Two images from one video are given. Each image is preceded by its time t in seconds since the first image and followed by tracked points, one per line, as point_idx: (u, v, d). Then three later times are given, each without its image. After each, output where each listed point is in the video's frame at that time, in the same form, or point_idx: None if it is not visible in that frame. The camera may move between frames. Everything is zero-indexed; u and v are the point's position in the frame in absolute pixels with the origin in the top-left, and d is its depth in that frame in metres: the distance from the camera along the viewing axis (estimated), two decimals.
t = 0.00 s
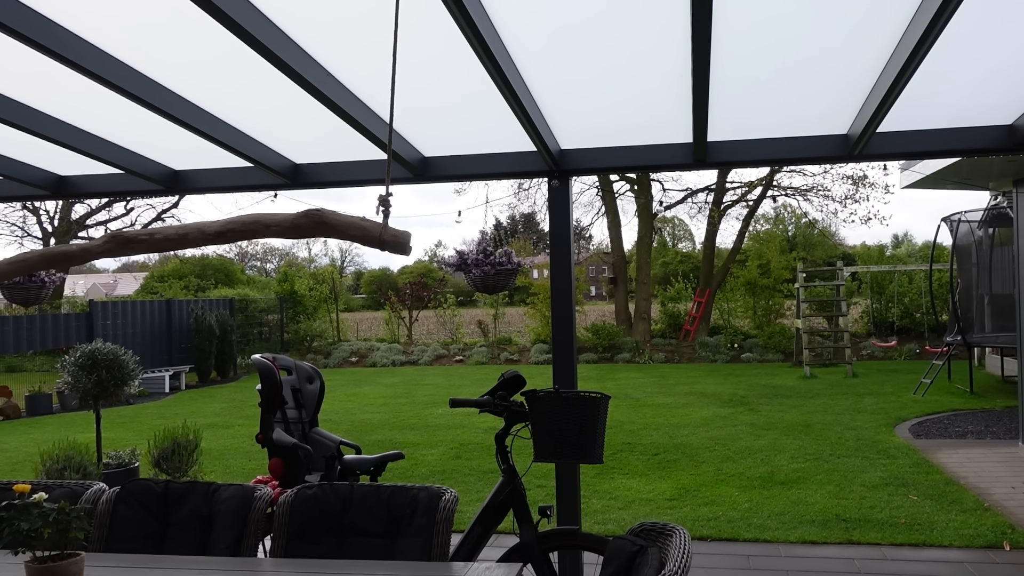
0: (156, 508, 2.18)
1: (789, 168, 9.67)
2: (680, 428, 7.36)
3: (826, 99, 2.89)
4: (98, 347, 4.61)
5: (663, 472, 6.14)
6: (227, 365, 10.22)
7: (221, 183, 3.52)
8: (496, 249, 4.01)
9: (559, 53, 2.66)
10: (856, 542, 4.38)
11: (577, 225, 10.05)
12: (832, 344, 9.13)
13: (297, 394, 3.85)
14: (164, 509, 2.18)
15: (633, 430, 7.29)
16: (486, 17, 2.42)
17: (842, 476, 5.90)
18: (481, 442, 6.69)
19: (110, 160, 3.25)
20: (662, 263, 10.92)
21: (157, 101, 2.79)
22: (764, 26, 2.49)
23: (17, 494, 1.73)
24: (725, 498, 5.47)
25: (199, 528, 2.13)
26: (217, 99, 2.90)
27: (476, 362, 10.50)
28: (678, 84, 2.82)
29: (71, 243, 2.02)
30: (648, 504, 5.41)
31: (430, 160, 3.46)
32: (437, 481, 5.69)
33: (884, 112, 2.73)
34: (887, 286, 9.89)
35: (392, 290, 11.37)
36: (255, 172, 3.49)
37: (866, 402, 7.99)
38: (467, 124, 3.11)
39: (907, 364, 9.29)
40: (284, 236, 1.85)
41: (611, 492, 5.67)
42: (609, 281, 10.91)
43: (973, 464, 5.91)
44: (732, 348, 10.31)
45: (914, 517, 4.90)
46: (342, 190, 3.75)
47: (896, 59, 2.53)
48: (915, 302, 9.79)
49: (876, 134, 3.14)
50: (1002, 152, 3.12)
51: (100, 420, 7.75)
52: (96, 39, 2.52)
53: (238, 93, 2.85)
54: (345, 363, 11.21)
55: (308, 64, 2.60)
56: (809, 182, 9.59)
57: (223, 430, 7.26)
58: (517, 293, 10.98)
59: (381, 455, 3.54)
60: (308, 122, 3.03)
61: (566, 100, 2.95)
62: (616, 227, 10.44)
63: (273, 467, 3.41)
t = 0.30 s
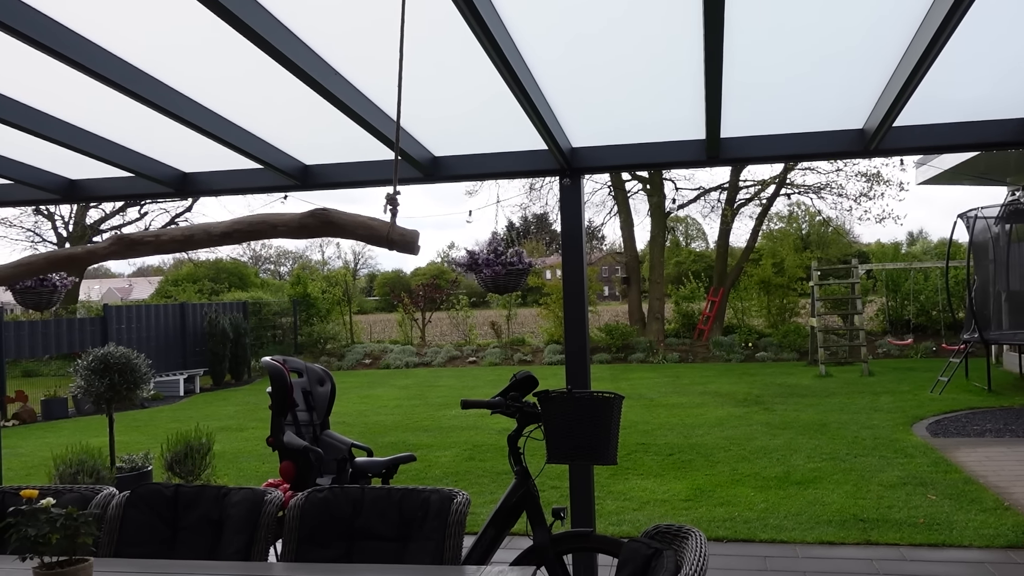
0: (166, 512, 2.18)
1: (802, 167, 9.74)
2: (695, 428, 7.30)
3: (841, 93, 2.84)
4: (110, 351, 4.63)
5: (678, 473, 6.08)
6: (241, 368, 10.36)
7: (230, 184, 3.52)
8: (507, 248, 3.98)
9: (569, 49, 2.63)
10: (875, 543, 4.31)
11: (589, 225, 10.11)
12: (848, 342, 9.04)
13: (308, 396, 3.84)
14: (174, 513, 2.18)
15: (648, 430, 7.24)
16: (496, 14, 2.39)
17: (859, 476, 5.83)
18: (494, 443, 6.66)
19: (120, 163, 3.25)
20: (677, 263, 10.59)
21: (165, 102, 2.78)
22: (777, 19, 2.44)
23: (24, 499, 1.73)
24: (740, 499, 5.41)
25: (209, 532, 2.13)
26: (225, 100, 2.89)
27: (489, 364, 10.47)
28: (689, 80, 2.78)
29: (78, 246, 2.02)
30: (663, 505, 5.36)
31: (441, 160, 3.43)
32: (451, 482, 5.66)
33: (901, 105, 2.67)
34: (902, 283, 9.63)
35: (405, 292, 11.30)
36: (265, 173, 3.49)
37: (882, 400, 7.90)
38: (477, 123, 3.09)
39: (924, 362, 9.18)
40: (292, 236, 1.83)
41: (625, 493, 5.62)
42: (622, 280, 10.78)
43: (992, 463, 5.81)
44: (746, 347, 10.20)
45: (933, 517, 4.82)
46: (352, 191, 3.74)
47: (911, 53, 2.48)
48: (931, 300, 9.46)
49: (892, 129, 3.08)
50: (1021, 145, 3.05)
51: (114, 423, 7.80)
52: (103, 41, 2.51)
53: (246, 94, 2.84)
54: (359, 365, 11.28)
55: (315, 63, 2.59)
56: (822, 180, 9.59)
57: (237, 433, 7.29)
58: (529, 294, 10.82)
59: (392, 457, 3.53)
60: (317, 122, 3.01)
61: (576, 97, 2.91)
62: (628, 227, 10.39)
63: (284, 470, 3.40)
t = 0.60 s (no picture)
0: (168, 514, 2.17)
1: (807, 161, 9.63)
2: (702, 425, 7.27)
3: (846, 84, 2.80)
4: (115, 352, 4.63)
5: (686, 470, 6.06)
6: (247, 368, 10.39)
7: (232, 184, 3.51)
8: (511, 245, 3.96)
9: (571, 43, 2.60)
10: (884, 539, 4.28)
11: (594, 222, 10.16)
12: (855, 337, 9.01)
13: (312, 396, 3.83)
14: (176, 514, 2.17)
15: (654, 427, 7.22)
16: (497, 8, 2.36)
17: (868, 471, 5.80)
18: (500, 441, 6.65)
19: (121, 163, 3.24)
20: (681, 259, 10.61)
21: (165, 101, 2.77)
22: (781, 11, 2.41)
23: (23, 502, 1.73)
24: (748, 495, 5.38)
25: (212, 533, 2.12)
26: (224, 98, 2.87)
27: (496, 362, 10.47)
28: (693, 73, 2.75)
29: (76, 246, 2.01)
30: (670, 502, 5.33)
31: (443, 157, 3.41)
32: (457, 481, 5.65)
33: (907, 97, 2.64)
34: (909, 277, 9.68)
35: (411, 292, 11.32)
36: (267, 172, 3.47)
37: (890, 395, 7.86)
38: (479, 119, 3.06)
39: (932, 355, 9.14)
40: (291, 233, 1.82)
41: (633, 490, 5.60)
42: (627, 277, 10.51)
43: (1002, 457, 5.77)
44: (753, 343, 10.16)
45: (943, 512, 4.78)
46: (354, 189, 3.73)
47: (918, 44, 2.45)
48: (938, 294, 9.53)
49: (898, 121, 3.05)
50: None
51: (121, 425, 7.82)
52: (101, 39, 2.49)
53: (247, 92, 2.83)
54: (365, 364, 11.24)
55: (315, 59, 2.57)
56: (827, 175, 9.59)
57: (243, 433, 7.29)
58: (535, 292, 10.68)
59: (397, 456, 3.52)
60: (317, 119, 2.99)
61: (579, 92, 2.88)
62: (633, 223, 10.38)
63: (288, 470, 3.38)
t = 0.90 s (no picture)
0: (169, 512, 2.17)
1: (809, 156, 9.58)
2: (705, 420, 7.26)
3: (847, 77, 2.79)
4: (116, 351, 4.63)
5: (689, 465, 6.06)
6: (250, 366, 10.39)
7: (232, 182, 3.51)
8: (512, 242, 3.95)
9: (570, 38, 2.59)
10: (888, 533, 4.27)
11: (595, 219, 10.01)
12: (858, 331, 8.98)
13: (313, 393, 3.83)
14: (178, 513, 2.17)
15: (657, 422, 7.21)
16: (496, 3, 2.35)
17: (871, 465, 5.79)
18: (503, 437, 6.65)
19: (121, 162, 3.24)
20: (684, 254, 10.77)
21: (164, 100, 2.76)
22: (781, 4, 2.39)
23: (24, 501, 1.73)
24: (752, 490, 5.38)
25: (213, 531, 2.12)
26: (223, 96, 2.86)
27: (498, 358, 10.47)
28: (693, 67, 2.74)
29: (75, 245, 2.01)
30: (673, 497, 5.33)
31: (443, 153, 3.41)
32: (460, 478, 5.66)
33: (908, 89, 2.63)
34: (912, 271, 9.63)
35: (413, 289, 11.33)
36: (267, 170, 3.47)
37: (893, 389, 7.84)
38: (479, 114, 3.05)
39: (935, 349, 9.13)
40: (289, 230, 1.81)
41: (636, 486, 5.60)
42: (630, 273, 10.75)
43: (1005, 450, 5.75)
44: (756, 337, 10.13)
45: (946, 505, 4.77)
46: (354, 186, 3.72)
47: (918, 35, 2.43)
48: (940, 287, 9.54)
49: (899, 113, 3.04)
50: None
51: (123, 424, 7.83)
52: (99, 38, 2.48)
53: (246, 90, 2.82)
54: (368, 361, 11.16)
55: (314, 57, 2.56)
56: (829, 168, 9.52)
57: (246, 432, 7.30)
58: (537, 288, 10.77)
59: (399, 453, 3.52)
60: (316, 117, 2.98)
61: (579, 87, 2.87)
62: (635, 219, 10.36)
63: (290, 468, 3.39)
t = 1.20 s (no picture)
0: (173, 510, 2.17)
1: (809, 151, 9.66)
2: (706, 416, 7.26)
3: (848, 71, 2.78)
4: (118, 350, 4.64)
5: (690, 461, 6.06)
6: (251, 365, 10.37)
7: (233, 180, 3.51)
8: (514, 238, 3.96)
9: (569, 34, 2.58)
10: (889, 527, 4.28)
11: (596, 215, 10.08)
12: (859, 327, 8.98)
13: (315, 390, 3.84)
14: (181, 510, 2.17)
15: (658, 419, 7.22)
16: None
17: (873, 460, 5.79)
18: (505, 434, 6.65)
19: (122, 161, 3.24)
20: (684, 250, 10.65)
21: (163, 98, 2.76)
22: None
23: (28, 499, 1.73)
24: (753, 485, 5.39)
25: (217, 528, 2.13)
26: (223, 93, 2.86)
27: (499, 356, 10.49)
28: (692, 63, 2.73)
29: (76, 243, 2.01)
30: (675, 493, 5.33)
31: (443, 150, 3.41)
32: (462, 475, 5.66)
33: (908, 83, 2.62)
34: (913, 266, 9.55)
35: (413, 286, 11.28)
36: (267, 167, 3.47)
37: (894, 384, 7.84)
38: (479, 111, 3.05)
39: (936, 344, 9.13)
40: (291, 228, 1.82)
41: (637, 482, 5.61)
42: (630, 269, 10.60)
43: (1007, 444, 5.75)
44: (757, 333, 10.16)
45: (948, 500, 4.78)
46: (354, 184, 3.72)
47: (918, 29, 2.42)
48: (941, 282, 9.40)
49: (900, 108, 3.03)
50: None
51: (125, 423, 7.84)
52: (99, 37, 2.48)
53: (247, 88, 2.82)
54: (369, 359, 11.31)
55: (314, 54, 2.56)
56: (830, 163, 9.62)
57: (248, 429, 7.32)
58: (538, 285, 10.79)
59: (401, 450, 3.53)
60: (316, 114, 2.98)
61: (579, 82, 2.87)
62: (635, 215, 10.35)
63: (292, 465, 3.40)
